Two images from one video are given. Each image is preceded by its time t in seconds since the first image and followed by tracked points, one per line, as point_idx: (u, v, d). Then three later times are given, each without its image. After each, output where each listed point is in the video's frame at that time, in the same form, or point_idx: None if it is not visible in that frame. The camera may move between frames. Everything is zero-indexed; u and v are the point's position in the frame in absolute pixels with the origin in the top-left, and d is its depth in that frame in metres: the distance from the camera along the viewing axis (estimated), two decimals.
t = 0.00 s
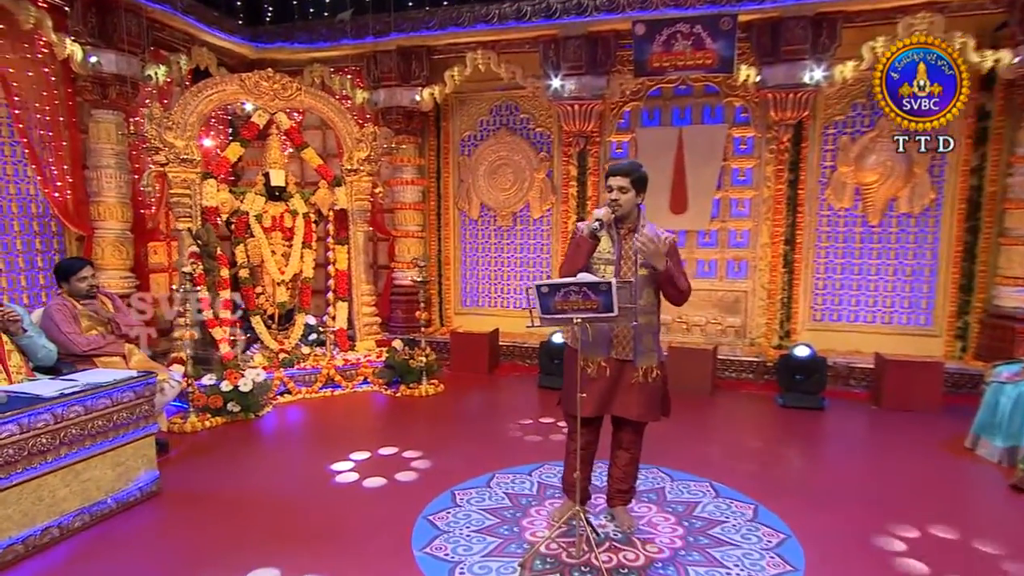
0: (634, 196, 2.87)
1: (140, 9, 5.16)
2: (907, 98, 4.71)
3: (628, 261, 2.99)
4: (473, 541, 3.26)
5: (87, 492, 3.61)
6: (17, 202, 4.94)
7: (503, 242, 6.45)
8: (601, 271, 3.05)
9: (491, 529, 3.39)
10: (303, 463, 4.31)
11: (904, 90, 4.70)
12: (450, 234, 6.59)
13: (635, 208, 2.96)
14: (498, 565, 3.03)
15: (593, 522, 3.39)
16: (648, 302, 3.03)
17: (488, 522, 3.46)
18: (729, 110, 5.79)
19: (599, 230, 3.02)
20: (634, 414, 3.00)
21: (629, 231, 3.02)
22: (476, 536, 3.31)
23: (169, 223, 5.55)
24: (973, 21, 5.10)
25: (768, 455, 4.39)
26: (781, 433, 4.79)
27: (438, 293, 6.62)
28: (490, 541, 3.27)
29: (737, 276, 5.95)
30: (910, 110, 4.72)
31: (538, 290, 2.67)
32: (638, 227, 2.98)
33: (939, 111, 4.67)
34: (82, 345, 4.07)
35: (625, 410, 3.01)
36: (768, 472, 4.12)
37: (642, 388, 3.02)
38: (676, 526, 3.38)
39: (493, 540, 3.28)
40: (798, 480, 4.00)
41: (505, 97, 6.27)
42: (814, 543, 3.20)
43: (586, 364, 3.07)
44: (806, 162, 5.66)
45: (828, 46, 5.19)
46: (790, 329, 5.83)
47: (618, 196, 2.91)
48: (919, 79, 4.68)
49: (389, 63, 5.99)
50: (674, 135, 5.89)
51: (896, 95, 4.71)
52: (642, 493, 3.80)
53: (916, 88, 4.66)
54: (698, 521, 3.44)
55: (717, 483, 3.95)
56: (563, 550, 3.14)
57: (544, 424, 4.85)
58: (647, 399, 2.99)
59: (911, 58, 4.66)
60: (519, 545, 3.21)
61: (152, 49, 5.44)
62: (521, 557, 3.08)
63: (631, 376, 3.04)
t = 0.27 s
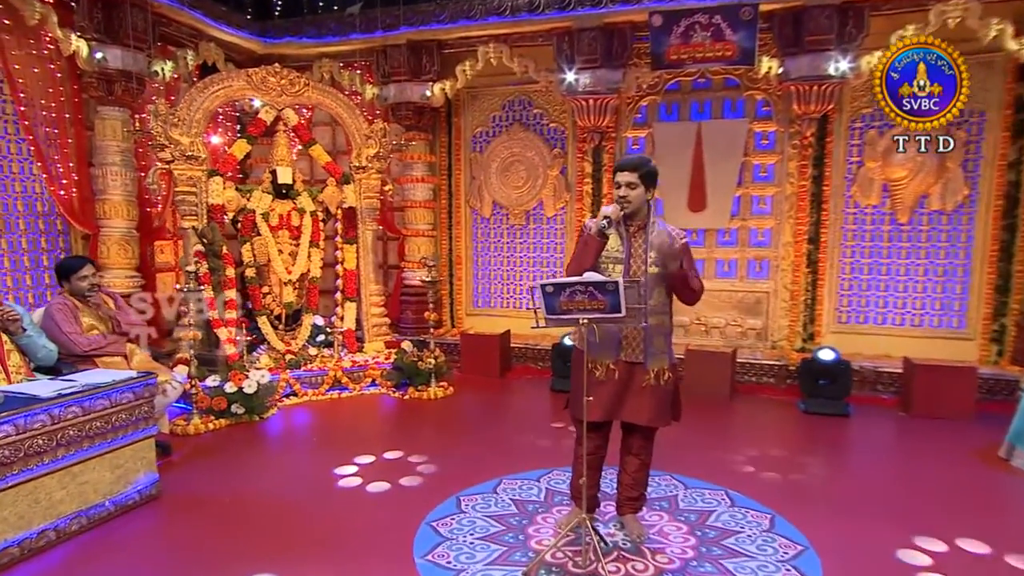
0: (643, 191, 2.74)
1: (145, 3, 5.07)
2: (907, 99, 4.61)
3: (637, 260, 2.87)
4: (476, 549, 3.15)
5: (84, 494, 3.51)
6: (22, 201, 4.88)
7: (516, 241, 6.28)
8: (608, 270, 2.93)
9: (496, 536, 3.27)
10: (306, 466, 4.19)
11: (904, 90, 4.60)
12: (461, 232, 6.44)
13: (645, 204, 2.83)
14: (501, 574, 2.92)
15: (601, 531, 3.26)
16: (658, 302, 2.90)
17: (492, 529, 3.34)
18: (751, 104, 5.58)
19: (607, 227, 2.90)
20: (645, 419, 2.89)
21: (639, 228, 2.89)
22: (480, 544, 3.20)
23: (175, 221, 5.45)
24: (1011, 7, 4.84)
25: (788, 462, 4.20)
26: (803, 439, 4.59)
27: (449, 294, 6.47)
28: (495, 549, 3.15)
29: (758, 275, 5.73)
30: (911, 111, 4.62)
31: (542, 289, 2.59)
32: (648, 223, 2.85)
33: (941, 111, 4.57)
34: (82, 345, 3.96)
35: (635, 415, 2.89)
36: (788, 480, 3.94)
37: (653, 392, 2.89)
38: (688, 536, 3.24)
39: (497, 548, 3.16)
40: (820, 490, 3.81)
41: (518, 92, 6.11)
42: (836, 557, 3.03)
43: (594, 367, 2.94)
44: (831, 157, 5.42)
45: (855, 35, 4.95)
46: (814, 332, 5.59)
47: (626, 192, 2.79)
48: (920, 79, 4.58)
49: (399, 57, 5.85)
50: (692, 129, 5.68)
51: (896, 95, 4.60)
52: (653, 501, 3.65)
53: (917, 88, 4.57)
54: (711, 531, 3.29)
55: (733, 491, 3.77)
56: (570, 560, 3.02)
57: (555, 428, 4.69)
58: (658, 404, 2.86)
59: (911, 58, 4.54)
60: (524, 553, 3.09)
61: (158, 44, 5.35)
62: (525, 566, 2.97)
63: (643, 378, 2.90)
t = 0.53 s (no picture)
0: (650, 187, 2.72)
1: None
2: (906, 99, 4.53)
3: (644, 259, 2.82)
4: (477, 556, 3.03)
5: (78, 497, 3.41)
6: (24, 199, 4.80)
7: (525, 241, 6.14)
8: (614, 270, 2.88)
9: (497, 543, 3.15)
10: (306, 469, 4.07)
11: (903, 90, 4.52)
12: (469, 231, 6.30)
13: (651, 202, 2.81)
14: None
15: (606, 539, 3.14)
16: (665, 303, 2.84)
17: (494, 536, 3.22)
18: (768, 99, 5.40)
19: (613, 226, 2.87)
20: (653, 423, 2.85)
21: (645, 227, 2.86)
22: (481, 551, 3.08)
23: (178, 220, 5.36)
24: None
25: (803, 470, 4.04)
26: (821, 445, 4.41)
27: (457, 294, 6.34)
28: (495, 556, 3.04)
29: (776, 276, 5.54)
30: (910, 111, 4.54)
31: (544, 290, 2.47)
32: (655, 222, 2.82)
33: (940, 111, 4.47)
34: (79, 346, 3.87)
35: (642, 419, 2.86)
36: (802, 488, 3.79)
37: (660, 395, 2.85)
38: (697, 545, 3.11)
39: (498, 555, 3.05)
40: (838, 499, 3.65)
41: (528, 88, 5.97)
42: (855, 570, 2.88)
43: (600, 370, 2.91)
44: (853, 153, 5.24)
45: (876, 26, 4.76)
46: (833, 335, 5.39)
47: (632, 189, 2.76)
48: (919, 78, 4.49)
49: (406, 52, 5.72)
50: (707, 125, 5.50)
51: (895, 95, 4.53)
52: (662, 508, 3.52)
53: (915, 88, 4.49)
54: (720, 541, 3.16)
55: (744, 499, 3.63)
56: (573, 569, 2.90)
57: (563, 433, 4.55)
58: (665, 407, 2.82)
59: (911, 57, 4.46)
60: (526, 561, 2.97)
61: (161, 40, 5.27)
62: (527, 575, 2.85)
63: (650, 381, 2.87)
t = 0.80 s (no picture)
0: (657, 183, 2.64)
1: None
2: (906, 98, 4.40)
3: (651, 258, 2.72)
4: (476, 565, 2.90)
5: (70, 501, 3.29)
6: (22, 197, 4.71)
7: (534, 240, 5.97)
8: (620, 269, 2.78)
9: (497, 551, 3.02)
10: (305, 473, 3.94)
11: (904, 90, 4.40)
12: (478, 230, 6.14)
13: (658, 199, 2.71)
14: None
15: (610, 547, 3.00)
16: (673, 304, 2.73)
17: (495, 544, 3.08)
18: (787, 92, 5.20)
19: (619, 224, 2.77)
20: (662, 427, 2.71)
21: (652, 225, 2.76)
22: (480, 559, 2.95)
23: (179, 218, 5.24)
24: None
25: (820, 477, 3.87)
26: (840, 452, 4.23)
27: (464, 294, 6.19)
28: (495, 565, 2.90)
29: (794, 276, 5.34)
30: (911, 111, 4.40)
31: (545, 289, 2.44)
32: (662, 220, 2.72)
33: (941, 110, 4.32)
34: (73, 346, 3.76)
35: (650, 423, 2.73)
36: (819, 497, 3.61)
37: (668, 399, 2.71)
38: (706, 556, 2.96)
39: (498, 564, 2.91)
40: (858, 510, 3.47)
41: (538, 81, 5.80)
42: None
43: (606, 373, 2.77)
44: (876, 148, 5.02)
45: (900, 15, 4.56)
46: (854, 337, 5.18)
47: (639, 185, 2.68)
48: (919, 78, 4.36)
49: (412, 46, 5.58)
50: (723, 119, 5.31)
51: (896, 95, 4.41)
52: (670, 516, 3.37)
53: (915, 87, 4.36)
54: (730, 552, 3.00)
55: (756, 508, 3.46)
56: None
57: (571, 438, 4.39)
58: (675, 410, 2.70)
59: (910, 57, 4.36)
60: (527, 571, 2.84)
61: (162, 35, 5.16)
62: None
63: (657, 385, 2.74)
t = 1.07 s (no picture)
0: (663, 178, 2.53)
1: None
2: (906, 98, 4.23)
3: (655, 256, 2.62)
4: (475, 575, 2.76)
5: (59, 506, 3.17)
6: (19, 195, 4.61)
7: (543, 239, 5.80)
8: (622, 267, 2.68)
9: (497, 560, 2.88)
10: (303, 477, 3.81)
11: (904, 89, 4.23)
12: (485, 229, 5.98)
13: (663, 194, 2.60)
14: None
15: (613, 557, 2.87)
16: (678, 302, 2.63)
17: (494, 552, 2.94)
18: (806, 84, 5.00)
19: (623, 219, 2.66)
20: (666, 432, 2.58)
21: (657, 221, 2.65)
22: (479, 568, 2.81)
23: (179, 217, 5.13)
24: None
25: (835, 486, 3.69)
26: (860, 459, 4.05)
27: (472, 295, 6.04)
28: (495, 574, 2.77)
29: (813, 276, 5.13)
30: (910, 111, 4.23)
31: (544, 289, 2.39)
32: (667, 216, 2.62)
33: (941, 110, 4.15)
34: (66, 347, 3.64)
35: (653, 427, 2.60)
36: (835, 507, 3.44)
37: (673, 402, 2.59)
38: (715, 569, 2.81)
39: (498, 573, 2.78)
40: (879, 520, 3.29)
41: (548, 75, 5.64)
42: None
43: (609, 374, 2.66)
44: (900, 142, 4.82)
45: (925, 3, 4.36)
46: (876, 340, 4.97)
47: (643, 180, 2.56)
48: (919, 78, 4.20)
49: (418, 39, 5.43)
50: (739, 113, 5.13)
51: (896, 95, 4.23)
52: (677, 525, 3.22)
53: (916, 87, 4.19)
54: (740, 564, 2.85)
55: (768, 517, 3.31)
56: None
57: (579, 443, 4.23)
58: (679, 414, 2.58)
59: (910, 57, 4.18)
60: None
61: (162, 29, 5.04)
62: None
63: (661, 388, 2.62)
